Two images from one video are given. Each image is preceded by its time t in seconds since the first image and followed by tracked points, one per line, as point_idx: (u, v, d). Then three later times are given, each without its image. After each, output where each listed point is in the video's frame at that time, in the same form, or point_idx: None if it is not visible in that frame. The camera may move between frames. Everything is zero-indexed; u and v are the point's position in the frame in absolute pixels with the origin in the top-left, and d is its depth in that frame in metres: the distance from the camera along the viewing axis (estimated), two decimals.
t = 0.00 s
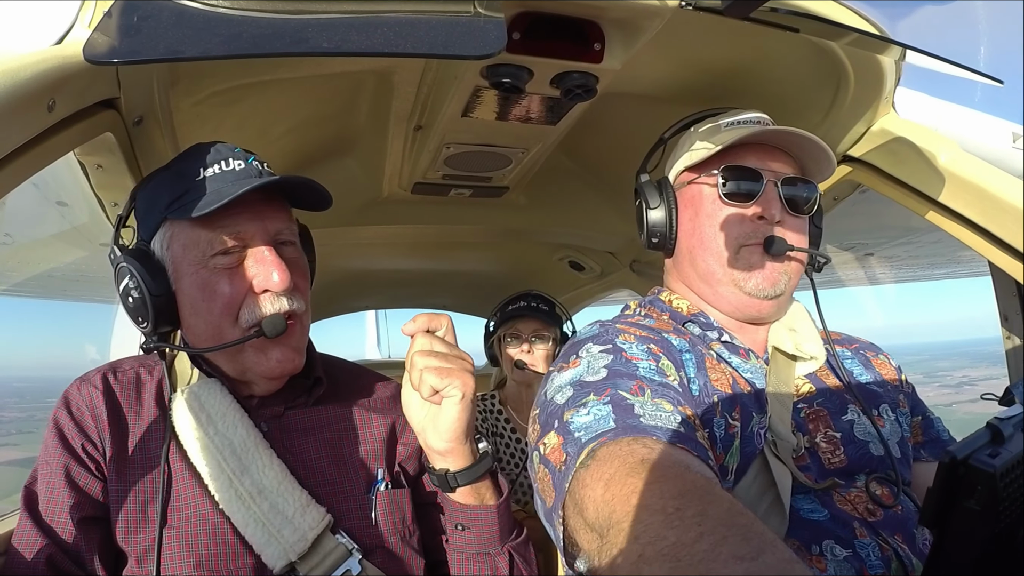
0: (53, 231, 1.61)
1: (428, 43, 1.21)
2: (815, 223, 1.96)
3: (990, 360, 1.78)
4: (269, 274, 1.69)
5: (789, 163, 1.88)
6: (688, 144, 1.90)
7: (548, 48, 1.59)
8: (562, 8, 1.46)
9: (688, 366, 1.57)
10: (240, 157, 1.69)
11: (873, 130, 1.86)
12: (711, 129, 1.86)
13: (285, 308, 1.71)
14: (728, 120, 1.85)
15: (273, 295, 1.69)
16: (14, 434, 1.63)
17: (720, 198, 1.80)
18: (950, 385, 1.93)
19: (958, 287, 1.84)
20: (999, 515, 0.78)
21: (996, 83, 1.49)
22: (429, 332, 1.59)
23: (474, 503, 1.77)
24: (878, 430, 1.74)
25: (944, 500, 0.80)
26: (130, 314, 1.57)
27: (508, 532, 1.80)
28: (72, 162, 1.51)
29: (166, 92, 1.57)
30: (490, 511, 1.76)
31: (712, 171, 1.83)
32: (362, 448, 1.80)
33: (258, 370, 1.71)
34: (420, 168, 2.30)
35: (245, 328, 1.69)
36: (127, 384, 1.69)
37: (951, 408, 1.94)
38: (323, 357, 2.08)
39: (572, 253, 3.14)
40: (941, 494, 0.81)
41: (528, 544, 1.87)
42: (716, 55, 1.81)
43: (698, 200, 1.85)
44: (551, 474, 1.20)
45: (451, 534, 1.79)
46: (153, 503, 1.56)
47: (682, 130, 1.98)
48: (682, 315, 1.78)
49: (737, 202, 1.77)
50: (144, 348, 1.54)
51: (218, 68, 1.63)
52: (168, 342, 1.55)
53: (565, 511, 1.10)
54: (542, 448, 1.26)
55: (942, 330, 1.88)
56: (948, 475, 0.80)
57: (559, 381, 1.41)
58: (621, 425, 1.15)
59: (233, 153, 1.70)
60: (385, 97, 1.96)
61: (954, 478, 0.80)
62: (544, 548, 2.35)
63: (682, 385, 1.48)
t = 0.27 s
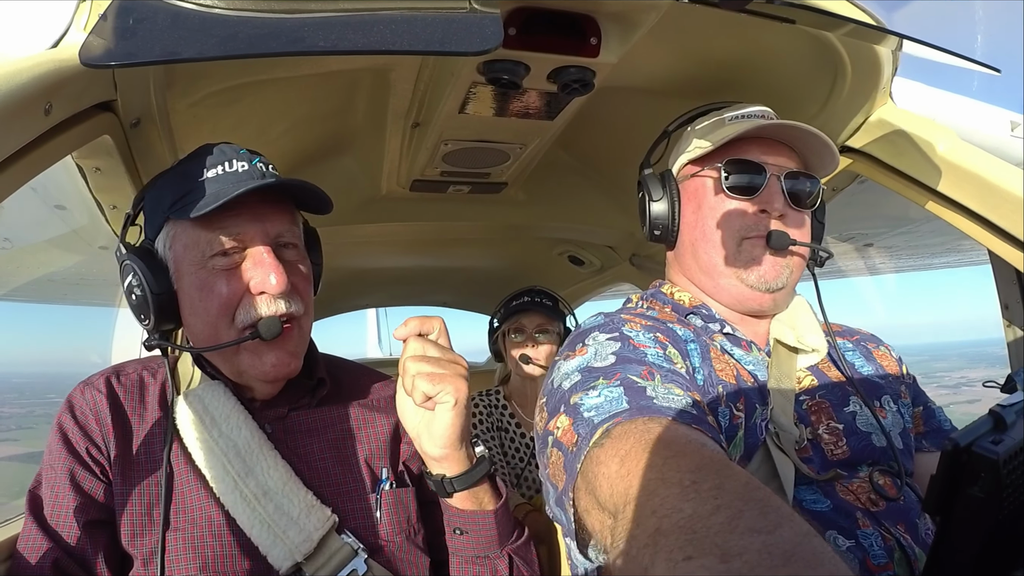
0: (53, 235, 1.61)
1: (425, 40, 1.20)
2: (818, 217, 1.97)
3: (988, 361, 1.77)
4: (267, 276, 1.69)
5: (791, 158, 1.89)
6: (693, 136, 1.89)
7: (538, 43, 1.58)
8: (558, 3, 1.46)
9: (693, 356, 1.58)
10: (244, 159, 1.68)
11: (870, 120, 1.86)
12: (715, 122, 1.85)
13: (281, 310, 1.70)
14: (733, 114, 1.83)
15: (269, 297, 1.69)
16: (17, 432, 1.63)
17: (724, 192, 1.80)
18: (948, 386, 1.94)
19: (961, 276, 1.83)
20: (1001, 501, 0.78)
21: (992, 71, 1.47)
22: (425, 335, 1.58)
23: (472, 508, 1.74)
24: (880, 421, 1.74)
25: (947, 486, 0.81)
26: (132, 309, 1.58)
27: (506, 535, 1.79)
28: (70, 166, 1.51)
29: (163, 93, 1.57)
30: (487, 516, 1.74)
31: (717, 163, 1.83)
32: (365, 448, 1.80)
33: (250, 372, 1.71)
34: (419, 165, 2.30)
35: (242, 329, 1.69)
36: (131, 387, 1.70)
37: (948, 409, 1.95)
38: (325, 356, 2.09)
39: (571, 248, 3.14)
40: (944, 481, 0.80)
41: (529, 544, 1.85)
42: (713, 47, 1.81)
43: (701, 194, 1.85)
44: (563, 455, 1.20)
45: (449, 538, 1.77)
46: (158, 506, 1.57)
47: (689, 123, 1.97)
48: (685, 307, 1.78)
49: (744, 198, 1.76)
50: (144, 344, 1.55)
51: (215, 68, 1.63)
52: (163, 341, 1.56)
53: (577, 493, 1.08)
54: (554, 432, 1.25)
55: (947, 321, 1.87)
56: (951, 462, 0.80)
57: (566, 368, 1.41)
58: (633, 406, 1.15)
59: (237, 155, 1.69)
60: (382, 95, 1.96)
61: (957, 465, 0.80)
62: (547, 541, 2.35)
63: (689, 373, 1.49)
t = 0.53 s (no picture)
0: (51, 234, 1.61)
1: (423, 38, 1.20)
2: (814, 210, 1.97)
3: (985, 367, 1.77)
4: (235, 265, 1.67)
5: (785, 150, 1.88)
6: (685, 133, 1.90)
7: (536, 40, 1.57)
8: None
9: (690, 354, 1.58)
10: (231, 154, 1.67)
11: (869, 117, 1.86)
12: (707, 119, 1.86)
13: (252, 299, 1.68)
14: (726, 111, 1.85)
15: (238, 286, 1.66)
16: (14, 426, 1.64)
17: (717, 187, 1.80)
18: (946, 391, 1.93)
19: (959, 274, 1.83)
20: (1005, 490, 0.78)
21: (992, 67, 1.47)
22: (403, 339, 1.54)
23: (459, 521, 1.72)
24: (879, 416, 1.75)
25: (950, 474, 0.81)
26: (134, 299, 1.65)
27: (496, 545, 1.75)
28: (68, 165, 1.51)
29: (161, 92, 1.57)
30: (472, 531, 1.70)
31: (709, 159, 1.83)
32: (364, 446, 1.81)
33: (221, 360, 1.70)
34: (418, 162, 2.30)
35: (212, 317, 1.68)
36: (130, 386, 1.71)
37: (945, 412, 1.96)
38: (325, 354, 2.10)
39: (570, 245, 3.14)
40: (948, 468, 0.80)
41: (520, 548, 1.83)
42: (712, 44, 1.81)
43: (695, 189, 1.85)
44: (556, 459, 1.19)
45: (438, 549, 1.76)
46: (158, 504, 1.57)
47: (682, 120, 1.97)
48: (682, 305, 1.79)
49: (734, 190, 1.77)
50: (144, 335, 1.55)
51: (213, 66, 1.63)
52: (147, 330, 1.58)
53: (571, 498, 1.08)
54: (547, 434, 1.25)
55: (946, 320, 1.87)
56: (953, 450, 0.79)
57: (560, 369, 1.41)
58: (626, 408, 1.15)
59: (226, 151, 1.68)
60: (381, 93, 1.96)
61: (959, 454, 0.80)
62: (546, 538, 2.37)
63: (685, 373, 1.49)
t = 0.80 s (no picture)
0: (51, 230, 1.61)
1: (425, 38, 1.20)
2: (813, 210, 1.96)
3: (984, 371, 1.77)
4: (225, 259, 1.67)
5: (782, 152, 1.89)
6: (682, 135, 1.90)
7: (538, 41, 1.57)
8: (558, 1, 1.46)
9: (690, 354, 1.58)
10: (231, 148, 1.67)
11: (870, 120, 1.86)
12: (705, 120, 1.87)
13: (243, 293, 1.68)
14: (722, 112, 1.85)
15: (228, 279, 1.66)
16: (13, 423, 1.63)
17: (713, 188, 1.80)
18: (944, 397, 1.95)
19: (953, 275, 1.84)
20: (1007, 485, 0.79)
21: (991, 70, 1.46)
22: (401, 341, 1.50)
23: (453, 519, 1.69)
24: (878, 420, 1.75)
25: (951, 469, 0.81)
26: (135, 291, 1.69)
27: (490, 543, 1.72)
28: (69, 161, 1.52)
29: (162, 89, 1.57)
30: (466, 528, 1.66)
31: (704, 162, 1.84)
32: (362, 445, 1.80)
33: (210, 355, 1.70)
34: (418, 162, 2.30)
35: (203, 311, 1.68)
36: (128, 381, 1.71)
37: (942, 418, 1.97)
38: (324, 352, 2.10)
39: (570, 246, 3.14)
40: (949, 462, 0.81)
41: (514, 547, 1.80)
42: (713, 45, 1.81)
43: (691, 191, 1.85)
44: (557, 458, 1.19)
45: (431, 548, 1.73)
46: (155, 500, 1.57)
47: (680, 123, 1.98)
48: (682, 306, 1.79)
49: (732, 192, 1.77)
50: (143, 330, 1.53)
51: (215, 64, 1.63)
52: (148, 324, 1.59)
53: (571, 495, 1.08)
54: (547, 433, 1.25)
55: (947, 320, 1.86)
56: (955, 444, 0.81)
57: (561, 368, 1.41)
58: (627, 407, 1.15)
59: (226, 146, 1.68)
60: (382, 92, 1.96)
61: (961, 448, 0.81)
62: (542, 538, 2.39)
63: (686, 374, 1.49)
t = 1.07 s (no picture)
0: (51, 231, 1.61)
1: (426, 39, 1.20)
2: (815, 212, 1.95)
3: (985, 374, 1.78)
4: (232, 260, 1.67)
5: (783, 154, 1.89)
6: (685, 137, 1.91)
7: (538, 42, 1.57)
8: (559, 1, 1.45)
9: (695, 354, 1.57)
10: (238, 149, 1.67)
11: (870, 121, 1.86)
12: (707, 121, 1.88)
13: (248, 296, 1.67)
14: (725, 116, 1.85)
15: (234, 281, 1.66)
16: (12, 420, 1.64)
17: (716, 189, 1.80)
18: (943, 401, 1.94)
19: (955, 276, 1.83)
20: (1007, 484, 0.79)
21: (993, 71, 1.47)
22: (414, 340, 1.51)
23: (462, 512, 1.73)
24: (879, 421, 1.75)
25: (952, 469, 0.81)
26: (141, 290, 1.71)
27: (498, 538, 1.77)
28: (70, 162, 1.51)
29: (163, 90, 1.57)
30: (475, 520, 1.72)
31: (706, 162, 1.84)
32: (364, 447, 1.80)
33: (217, 356, 1.69)
34: (418, 162, 2.30)
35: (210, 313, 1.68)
36: (132, 382, 1.70)
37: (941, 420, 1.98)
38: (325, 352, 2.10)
39: (569, 247, 3.14)
40: (950, 462, 0.81)
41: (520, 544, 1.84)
42: (714, 46, 1.81)
43: (696, 191, 1.85)
44: (563, 452, 1.19)
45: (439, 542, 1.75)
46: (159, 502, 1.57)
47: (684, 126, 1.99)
48: (686, 305, 1.78)
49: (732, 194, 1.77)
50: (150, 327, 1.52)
51: (216, 65, 1.63)
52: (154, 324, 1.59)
53: (580, 489, 1.08)
54: (554, 428, 1.25)
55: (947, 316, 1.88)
56: (955, 444, 0.80)
57: (567, 365, 1.41)
58: (635, 402, 1.15)
59: (233, 146, 1.68)
60: (383, 93, 1.96)
61: (961, 447, 0.80)
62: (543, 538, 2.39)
63: (691, 371, 1.49)
